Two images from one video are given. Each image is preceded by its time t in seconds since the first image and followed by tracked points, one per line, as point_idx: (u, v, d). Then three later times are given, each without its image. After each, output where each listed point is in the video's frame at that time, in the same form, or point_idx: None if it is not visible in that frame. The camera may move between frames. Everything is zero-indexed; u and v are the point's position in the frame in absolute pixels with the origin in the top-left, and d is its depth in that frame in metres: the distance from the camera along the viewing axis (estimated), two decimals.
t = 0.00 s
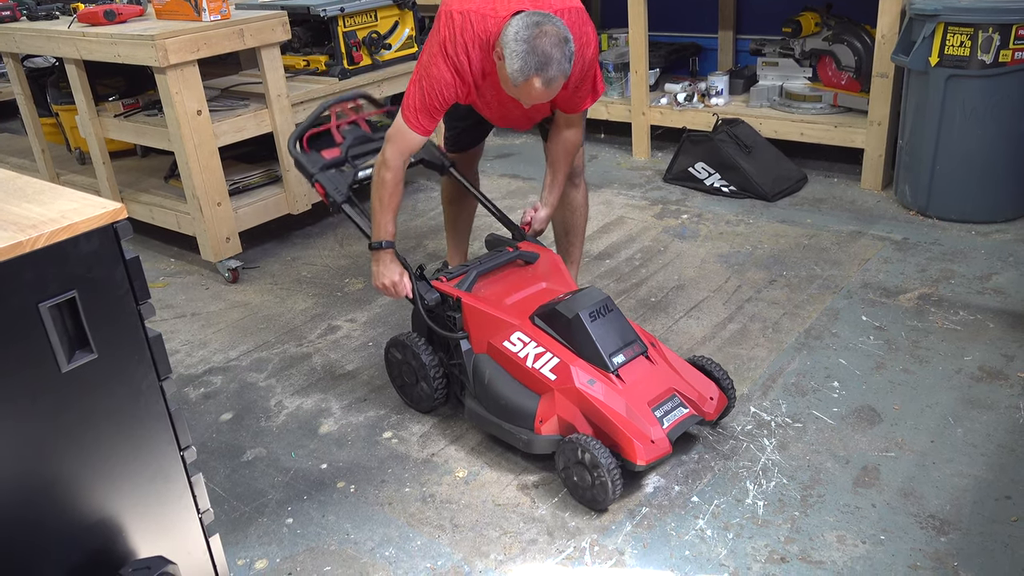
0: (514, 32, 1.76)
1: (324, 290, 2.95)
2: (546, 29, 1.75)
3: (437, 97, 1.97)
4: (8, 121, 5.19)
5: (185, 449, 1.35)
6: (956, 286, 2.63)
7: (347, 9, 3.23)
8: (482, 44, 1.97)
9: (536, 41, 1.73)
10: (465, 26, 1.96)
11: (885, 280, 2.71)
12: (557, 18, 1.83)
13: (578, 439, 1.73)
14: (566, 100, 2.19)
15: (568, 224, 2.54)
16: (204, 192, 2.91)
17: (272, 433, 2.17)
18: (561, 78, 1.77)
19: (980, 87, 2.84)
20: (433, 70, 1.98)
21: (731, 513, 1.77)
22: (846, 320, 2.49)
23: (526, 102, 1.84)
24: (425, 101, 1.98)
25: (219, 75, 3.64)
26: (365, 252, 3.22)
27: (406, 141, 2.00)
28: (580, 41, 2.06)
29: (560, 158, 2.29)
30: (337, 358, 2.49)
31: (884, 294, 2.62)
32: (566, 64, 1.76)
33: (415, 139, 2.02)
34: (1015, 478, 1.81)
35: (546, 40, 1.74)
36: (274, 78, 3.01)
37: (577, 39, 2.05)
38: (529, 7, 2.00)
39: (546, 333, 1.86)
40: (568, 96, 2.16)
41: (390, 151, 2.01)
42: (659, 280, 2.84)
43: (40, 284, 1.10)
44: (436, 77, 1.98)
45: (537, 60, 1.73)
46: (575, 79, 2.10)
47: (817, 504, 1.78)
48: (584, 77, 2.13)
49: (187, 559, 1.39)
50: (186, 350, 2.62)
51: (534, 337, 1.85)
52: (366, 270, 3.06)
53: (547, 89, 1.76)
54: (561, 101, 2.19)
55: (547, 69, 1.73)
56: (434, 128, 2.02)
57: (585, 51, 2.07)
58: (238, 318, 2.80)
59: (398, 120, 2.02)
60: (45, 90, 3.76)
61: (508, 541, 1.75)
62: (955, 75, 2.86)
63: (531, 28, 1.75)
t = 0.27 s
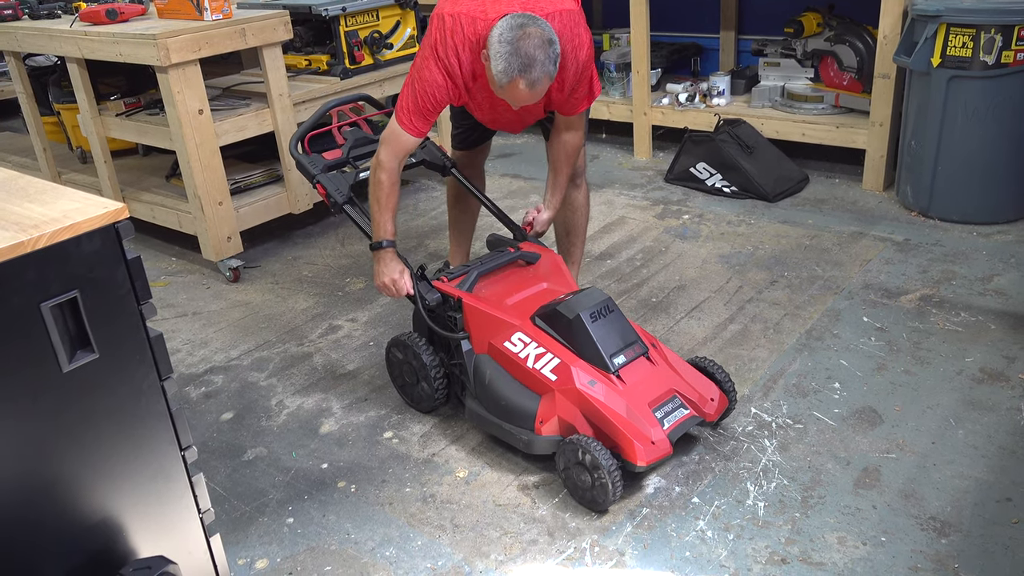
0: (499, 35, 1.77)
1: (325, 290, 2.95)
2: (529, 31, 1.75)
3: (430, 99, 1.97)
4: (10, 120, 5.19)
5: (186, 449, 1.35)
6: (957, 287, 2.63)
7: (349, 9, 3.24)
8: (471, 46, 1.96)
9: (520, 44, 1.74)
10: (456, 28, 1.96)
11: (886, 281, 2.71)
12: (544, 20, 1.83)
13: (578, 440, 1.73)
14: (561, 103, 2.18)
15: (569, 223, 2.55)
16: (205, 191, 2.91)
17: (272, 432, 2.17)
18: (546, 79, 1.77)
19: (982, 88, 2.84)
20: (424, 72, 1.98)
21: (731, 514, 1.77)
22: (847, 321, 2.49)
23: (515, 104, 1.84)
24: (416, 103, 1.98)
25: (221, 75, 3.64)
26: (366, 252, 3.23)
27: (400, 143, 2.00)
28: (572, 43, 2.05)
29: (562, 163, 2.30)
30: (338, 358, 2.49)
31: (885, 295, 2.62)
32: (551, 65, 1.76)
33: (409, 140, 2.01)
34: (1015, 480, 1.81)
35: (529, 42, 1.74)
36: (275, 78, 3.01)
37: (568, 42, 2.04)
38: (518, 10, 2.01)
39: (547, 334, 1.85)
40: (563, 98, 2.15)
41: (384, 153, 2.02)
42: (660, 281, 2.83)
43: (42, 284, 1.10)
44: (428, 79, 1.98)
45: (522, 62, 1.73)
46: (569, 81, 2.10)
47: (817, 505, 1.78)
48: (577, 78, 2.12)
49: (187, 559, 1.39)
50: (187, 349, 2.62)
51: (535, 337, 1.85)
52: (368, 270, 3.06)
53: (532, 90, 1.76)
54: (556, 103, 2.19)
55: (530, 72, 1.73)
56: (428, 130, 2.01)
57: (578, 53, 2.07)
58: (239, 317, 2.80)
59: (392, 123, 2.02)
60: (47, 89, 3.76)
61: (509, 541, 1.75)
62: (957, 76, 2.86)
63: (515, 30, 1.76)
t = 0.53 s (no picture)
0: (486, 20, 1.76)
1: (326, 289, 2.95)
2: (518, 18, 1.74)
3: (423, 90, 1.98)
4: (11, 119, 5.19)
5: (186, 448, 1.35)
6: (959, 287, 2.62)
7: (351, 8, 3.24)
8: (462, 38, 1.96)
9: (505, 30, 1.72)
10: (449, 18, 1.96)
11: (888, 281, 2.70)
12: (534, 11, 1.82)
13: (579, 440, 1.73)
14: (556, 96, 2.18)
15: (569, 221, 2.54)
16: (206, 190, 2.91)
17: (273, 432, 2.17)
18: (528, 69, 1.75)
19: (984, 88, 2.83)
20: (417, 63, 1.99)
21: (733, 514, 1.77)
22: (849, 321, 2.48)
23: (498, 93, 1.83)
24: (411, 94, 1.99)
25: (222, 74, 3.64)
26: (367, 251, 3.22)
27: (395, 135, 2.02)
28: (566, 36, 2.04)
29: (561, 158, 2.29)
30: (339, 357, 2.49)
31: (886, 294, 2.62)
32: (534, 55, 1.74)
33: (405, 132, 2.03)
34: (1017, 480, 1.80)
35: (515, 28, 1.72)
36: (276, 77, 3.01)
37: (562, 36, 2.03)
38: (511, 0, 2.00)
39: (548, 333, 1.85)
40: (558, 93, 2.15)
41: (379, 145, 2.03)
42: (661, 280, 2.83)
43: (42, 284, 1.10)
44: (420, 71, 1.98)
45: (504, 47, 1.71)
46: (563, 75, 2.09)
47: (819, 505, 1.77)
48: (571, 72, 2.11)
49: (188, 559, 1.39)
50: (188, 348, 2.62)
51: (535, 337, 1.85)
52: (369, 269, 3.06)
53: (515, 78, 1.75)
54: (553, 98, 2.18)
55: (512, 58, 1.72)
56: (423, 121, 2.03)
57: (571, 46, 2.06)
58: (240, 316, 2.80)
59: (388, 115, 2.03)
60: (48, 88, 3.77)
61: (510, 541, 1.75)
62: (959, 75, 2.85)
63: (504, 16, 1.74)
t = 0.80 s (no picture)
0: None
1: (326, 287, 2.95)
2: None
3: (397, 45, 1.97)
4: (12, 116, 5.19)
5: (186, 446, 1.35)
6: (959, 287, 2.63)
7: (352, 6, 3.24)
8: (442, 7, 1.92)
9: None
10: None
11: (887, 281, 2.70)
12: None
13: (579, 439, 1.73)
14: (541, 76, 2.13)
15: (566, 218, 2.54)
16: (206, 188, 2.91)
17: (273, 430, 2.17)
18: (501, 37, 1.68)
19: (984, 88, 2.83)
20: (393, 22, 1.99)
21: (732, 513, 1.77)
22: (849, 321, 2.48)
23: (477, 68, 1.77)
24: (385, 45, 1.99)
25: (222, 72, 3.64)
26: (367, 250, 3.22)
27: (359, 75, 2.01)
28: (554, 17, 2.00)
29: (540, 128, 2.23)
30: (339, 355, 2.49)
31: (886, 294, 2.62)
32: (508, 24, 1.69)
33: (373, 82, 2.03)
34: (1016, 480, 1.80)
35: None
36: (277, 75, 3.01)
37: (548, 19, 1.99)
38: None
39: (548, 333, 1.85)
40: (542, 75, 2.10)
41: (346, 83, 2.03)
42: (662, 280, 2.83)
43: (42, 282, 1.10)
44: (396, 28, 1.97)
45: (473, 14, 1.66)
46: (549, 54, 2.04)
47: (818, 505, 1.78)
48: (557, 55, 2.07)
49: (187, 556, 1.39)
50: (189, 346, 2.63)
51: (536, 336, 1.85)
52: (369, 268, 3.06)
53: (488, 48, 1.68)
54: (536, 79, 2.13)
55: (482, 24, 1.66)
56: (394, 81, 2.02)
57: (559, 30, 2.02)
58: (240, 315, 2.80)
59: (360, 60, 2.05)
60: (49, 86, 3.77)
61: (509, 539, 1.75)
62: (959, 76, 2.85)
63: None
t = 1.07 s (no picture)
0: None
1: (325, 283, 2.95)
2: None
3: None
4: (11, 114, 5.19)
5: (186, 442, 1.35)
6: (958, 281, 2.63)
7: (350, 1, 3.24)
8: None
9: None
10: None
11: (887, 275, 2.70)
12: None
13: (579, 434, 1.73)
14: (514, 48, 2.11)
15: (558, 213, 2.53)
16: (205, 184, 2.91)
17: (273, 426, 2.17)
18: None
19: (983, 82, 2.83)
20: None
21: (731, 507, 1.77)
22: (848, 315, 2.48)
23: (451, 17, 1.98)
24: None
25: (220, 68, 3.64)
26: (367, 246, 3.22)
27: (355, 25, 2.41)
28: None
29: (509, 102, 2.15)
30: (339, 351, 2.49)
31: (885, 289, 2.62)
32: None
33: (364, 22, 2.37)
34: (1015, 473, 1.81)
35: None
36: (275, 72, 3.01)
37: None
38: None
39: (547, 328, 1.85)
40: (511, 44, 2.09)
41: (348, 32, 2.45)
42: (661, 275, 2.83)
43: (41, 278, 1.10)
44: None
45: None
46: (515, 26, 2.03)
47: (817, 499, 1.78)
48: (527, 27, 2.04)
49: (187, 552, 1.39)
50: (188, 342, 2.63)
51: (535, 331, 1.85)
52: (369, 264, 3.06)
53: None
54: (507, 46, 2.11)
55: None
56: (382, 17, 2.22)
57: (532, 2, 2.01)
58: (239, 311, 2.80)
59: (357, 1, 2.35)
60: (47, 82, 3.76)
61: (509, 534, 1.75)
62: (958, 69, 2.85)
63: None
